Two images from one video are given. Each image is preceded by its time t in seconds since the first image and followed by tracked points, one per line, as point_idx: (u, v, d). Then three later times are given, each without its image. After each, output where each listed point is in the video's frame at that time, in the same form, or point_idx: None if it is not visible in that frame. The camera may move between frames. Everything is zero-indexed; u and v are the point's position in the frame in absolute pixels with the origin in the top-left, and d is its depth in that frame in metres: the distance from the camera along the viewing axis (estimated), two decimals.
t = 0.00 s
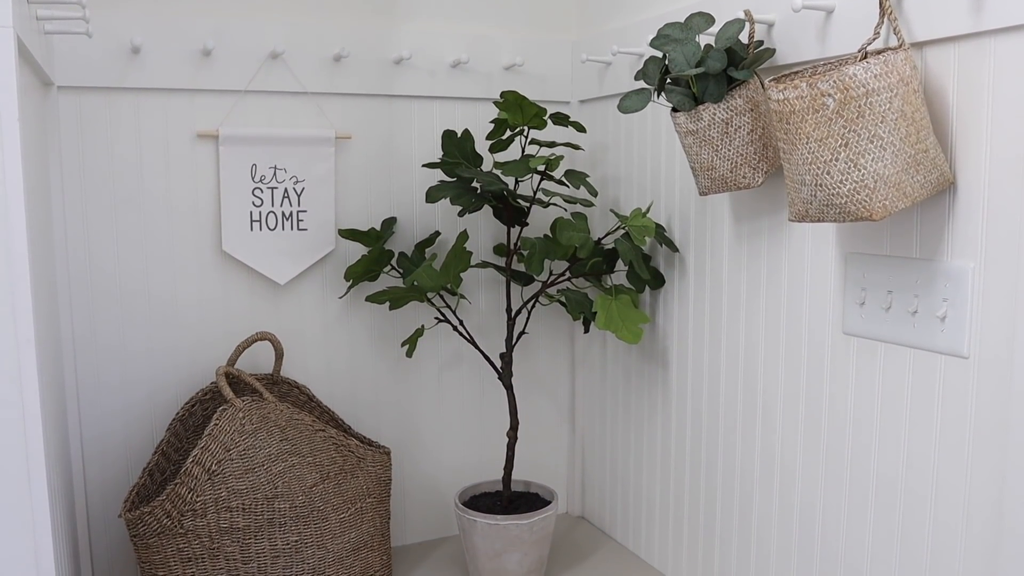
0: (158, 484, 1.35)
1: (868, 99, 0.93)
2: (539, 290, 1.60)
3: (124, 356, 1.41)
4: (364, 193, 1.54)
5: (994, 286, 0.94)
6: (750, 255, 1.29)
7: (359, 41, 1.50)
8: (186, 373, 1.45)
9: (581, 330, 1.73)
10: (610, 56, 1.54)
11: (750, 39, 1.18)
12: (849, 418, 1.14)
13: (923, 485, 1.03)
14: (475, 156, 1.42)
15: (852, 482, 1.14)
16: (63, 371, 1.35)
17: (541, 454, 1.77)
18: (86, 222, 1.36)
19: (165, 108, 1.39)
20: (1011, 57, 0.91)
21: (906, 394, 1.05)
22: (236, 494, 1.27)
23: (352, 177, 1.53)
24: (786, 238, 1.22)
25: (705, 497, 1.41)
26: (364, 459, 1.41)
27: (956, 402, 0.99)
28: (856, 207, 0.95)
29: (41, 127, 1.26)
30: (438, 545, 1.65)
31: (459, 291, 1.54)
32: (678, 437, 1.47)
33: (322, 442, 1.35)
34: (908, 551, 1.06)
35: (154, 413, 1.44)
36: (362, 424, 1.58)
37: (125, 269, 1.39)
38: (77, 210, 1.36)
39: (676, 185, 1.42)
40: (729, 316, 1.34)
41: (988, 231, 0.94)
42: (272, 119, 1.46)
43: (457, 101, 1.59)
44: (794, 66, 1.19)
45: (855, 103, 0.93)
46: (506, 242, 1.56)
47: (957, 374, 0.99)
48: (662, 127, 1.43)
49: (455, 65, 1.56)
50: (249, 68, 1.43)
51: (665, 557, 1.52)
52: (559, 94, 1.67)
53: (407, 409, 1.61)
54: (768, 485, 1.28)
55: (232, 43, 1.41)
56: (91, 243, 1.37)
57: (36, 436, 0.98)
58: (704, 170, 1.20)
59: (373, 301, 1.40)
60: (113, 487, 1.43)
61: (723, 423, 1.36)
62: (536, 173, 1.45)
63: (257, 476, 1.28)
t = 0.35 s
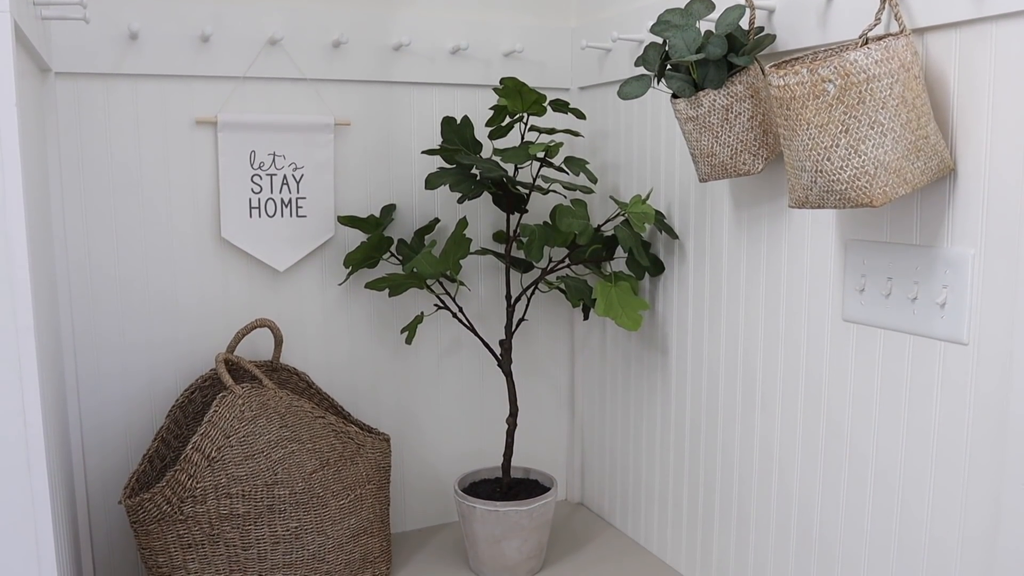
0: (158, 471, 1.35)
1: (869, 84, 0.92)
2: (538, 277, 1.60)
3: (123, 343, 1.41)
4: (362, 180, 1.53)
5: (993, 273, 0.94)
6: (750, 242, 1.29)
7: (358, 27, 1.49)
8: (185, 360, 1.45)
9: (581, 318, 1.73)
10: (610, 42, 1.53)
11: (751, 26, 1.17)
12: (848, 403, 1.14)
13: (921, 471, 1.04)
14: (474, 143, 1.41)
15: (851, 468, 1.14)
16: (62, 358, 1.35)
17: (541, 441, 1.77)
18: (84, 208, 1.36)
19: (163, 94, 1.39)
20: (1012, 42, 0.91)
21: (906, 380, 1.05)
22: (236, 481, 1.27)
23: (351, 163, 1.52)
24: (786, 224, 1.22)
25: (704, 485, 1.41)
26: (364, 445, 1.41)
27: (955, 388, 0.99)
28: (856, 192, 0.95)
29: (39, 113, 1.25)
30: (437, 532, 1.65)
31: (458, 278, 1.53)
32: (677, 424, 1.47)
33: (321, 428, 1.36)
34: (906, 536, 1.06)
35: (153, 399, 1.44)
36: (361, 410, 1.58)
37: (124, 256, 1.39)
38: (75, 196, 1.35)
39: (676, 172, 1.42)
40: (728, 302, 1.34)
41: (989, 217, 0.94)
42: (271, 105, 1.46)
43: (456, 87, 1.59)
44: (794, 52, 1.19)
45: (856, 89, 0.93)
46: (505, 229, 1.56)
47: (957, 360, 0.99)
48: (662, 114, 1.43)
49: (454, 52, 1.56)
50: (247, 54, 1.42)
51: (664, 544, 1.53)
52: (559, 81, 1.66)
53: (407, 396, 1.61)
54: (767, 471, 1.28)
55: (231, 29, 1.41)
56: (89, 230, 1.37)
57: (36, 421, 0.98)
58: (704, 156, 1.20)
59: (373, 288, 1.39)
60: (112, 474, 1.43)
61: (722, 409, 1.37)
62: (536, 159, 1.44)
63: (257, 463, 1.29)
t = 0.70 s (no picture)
0: (158, 459, 1.35)
1: (870, 71, 0.92)
2: (538, 265, 1.60)
3: (123, 330, 1.41)
4: (361, 167, 1.53)
5: (994, 260, 0.94)
6: (750, 229, 1.29)
7: (357, 14, 1.48)
8: (185, 348, 1.45)
9: (580, 306, 1.73)
10: (610, 29, 1.52)
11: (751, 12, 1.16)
12: (847, 391, 1.14)
13: (919, 459, 1.04)
14: (473, 130, 1.41)
15: (850, 456, 1.14)
16: (61, 345, 1.34)
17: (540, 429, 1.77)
18: (82, 196, 1.36)
19: (161, 82, 1.38)
20: (1014, 29, 0.90)
21: (905, 368, 1.05)
22: (235, 469, 1.27)
23: (350, 151, 1.52)
24: (786, 211, 1.22)
25: (703, 472, 1.42)
26: (363, 433, 1.41)
27: (955, 377, 0.99)
28: (856, 180, 0.95)
29: (37, 101, 1.25)
30: (437, 520, 1.66)
31: (458, 266, 1.53)
32: (676, 412, 1.47)
33: (321, 416, 1.36)
34: (904, 523, 1.06)
35: (153, 387, 1.44)
36: (361, 398, 1.58)
37: (122, 244, 1.39)
38: (74, 183, 1.35)
39: (676, 159, 1.42)
40: (728, 290, 1.34)
41: (990, 206, 0.94)
42: (270, 92, 1.45)
43: (455, 75, 1.58)
44: (795, 39, 1.18)
45: (857, 76, 0.93)
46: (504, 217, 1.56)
47: (956, 348, 0.99)
48: (663, 101, 1.42)
49: (454, 39, 1.55)
50: (246, 41, 1.42)
51: (663, 532, 1.53)
52: (558, 68, 1.66)
53: (406, 384, 1.61)
54: (766, 459, 1.28)
55: (229, 16, 1.40)
56: (88, 217, 1.36)
57: (34, 410, 0.98)
58: (704, 144, 1.20)
59: (372, 276, 1.39)
60: (112, 461, 1.43)
61: (721, 397, 1.37)
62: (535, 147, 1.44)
63: (257, 451, 1.29)
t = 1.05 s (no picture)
0: (158, 445, 1.35)
1: (871, 57, 0.91)
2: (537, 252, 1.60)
3: (122, 316, 1.40)
4: (360, 154, 1.53)
5: (993, 247, 0.94)
6: (749, 215, 1.29)
7: None
8: (184, 334, 1.45)
9: (579, 293, 1.73)
10: (610, 14, 1.52)
11: None
12: (846, 377, 1.14)
13: (918, 445, 1.04)
14: (473, 116, 1.40)
15: (848, 442, 1.14)
16: (61, 332, 1.34)
17: (539, 416, 1.78)
18: (81, 182, 1.35)
19: (159, 67, 1.37)
20: (1016, 14, 0.90)
21: (904, 354, 1.05)
22: (235, 455, 1.27)
23: (348, 137, 1.51)
24: (785, 197, 1.22)
25: (702, 458, 1.42)
26: (362, 419, 1.41)
27: (954, 363, 0.99)
28: (857, 166, 0.94)
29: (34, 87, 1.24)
30: (436, 505, 1.66)
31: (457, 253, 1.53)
32: (675, 398, 1.48)
33: (320, 402, 1.36)
34: (902, 508, 1.07)
35: (152, 373, 1.44)
36: (360, 384, 1.58)
37: (121, 230, 1.38)
38: (71, 168, 1.34)
39: (675, 145, 1.41)
40: (727, 277, 1.34)
41: (989, 192, 0.94)
42: (268, 78, 1.45)
43: (454, 60, 1.58)
44: (795, 24, 1.18)
45: (858, 61, 0.92)
46: (504, 204, 1.56)
47: (955, 334, 0.99)
48: (662, 87, 1.42)
49: (452, 25, 1.54)
50: (244, 27, 1.41)
51: (661, 517, 1.53)
52: (558, 54, 1.65)
53: (405, 371, 1.61)
54: (765, 445, 1.29)
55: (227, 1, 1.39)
56: (86, 204, 1.36)
57: (34, 397, 0.98)
58: (704, 130, 1.19)
59: (371, 262, 1.39)
60: (111, 447, 1.43)
61: (720, 384, 1.37)
62: (534, 133, 1.43)
63: (256, 436, 1.29)
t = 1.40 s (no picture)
0: (157, 435, 1.35)
1: (870, 48, 0.91)
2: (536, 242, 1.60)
3: (121, 307, 1.40)
4: (359, 144, 1.52)
5: (992, 238, 0.94)
6: (749, 206, 1.29)
7: None
8: (183, 324, 1.45)
9: (578, 283, 1.73)
10: (609, 5, 1.51)
11: None
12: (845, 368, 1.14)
13: (916, 435, 1.04)
14: (472, 107, 1.40)
15: (847, 432, 1.14)
16: (60, 322, 1.34)
17: (538, 406, 1.78)
18: (79, 172, 1.35)
19: (157, 57, 1.37)
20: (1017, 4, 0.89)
21: (902, 345, 1.06)
22: (235, 445, 1.27)
23: (347, 128, 1.51)
24: (785, 188, 1.22)
25: (701, 448, 1.42)
26: (361, 410, 1.42)
27: (952, 354, 0.99)
28: (857, 157, 0.94)
29: (32, 77, 1.23)
30: (435, 496, 1.67)
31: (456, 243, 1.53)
32: (674, 389, 1.48)
33: (319, 393, 1.36)
34: (901, 499, 1.07)
35: (151, 363, 1.44)
36: (359, 375, 1.58)
37: (120, 220, 1.38)
38: (70, 159, 1.34)
39: (675, 135, 1.41)
40: (726, 268, 1.34)
41: (988, 183, 0.94)
42: (267, 69, 1.44)
43: (453, 51, 1.57)
44: (796, 14, 1.17)
45: (858, 52, 0.92)
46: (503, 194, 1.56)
47: (954, 325, 0.99)
48: (662, 77, 1.41)
49: (452, 15, 1.54)
50: (242, 17, 1.41)
51: (660, 507, 1.54)
52: (557, 44, 1.65)
53: (404, 361, 1.61)
54: (763, 436, 1.29)
55: None
56: (85, 194, 1.36)
57: (34, 388, 0.98)
58: (704, 121, 1.19)
59: (370, 253, 1.39)
60: (111, 437, 1.43)
61: (719, 375, 1.37)
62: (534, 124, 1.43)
63: (256, 427, 1.29)
